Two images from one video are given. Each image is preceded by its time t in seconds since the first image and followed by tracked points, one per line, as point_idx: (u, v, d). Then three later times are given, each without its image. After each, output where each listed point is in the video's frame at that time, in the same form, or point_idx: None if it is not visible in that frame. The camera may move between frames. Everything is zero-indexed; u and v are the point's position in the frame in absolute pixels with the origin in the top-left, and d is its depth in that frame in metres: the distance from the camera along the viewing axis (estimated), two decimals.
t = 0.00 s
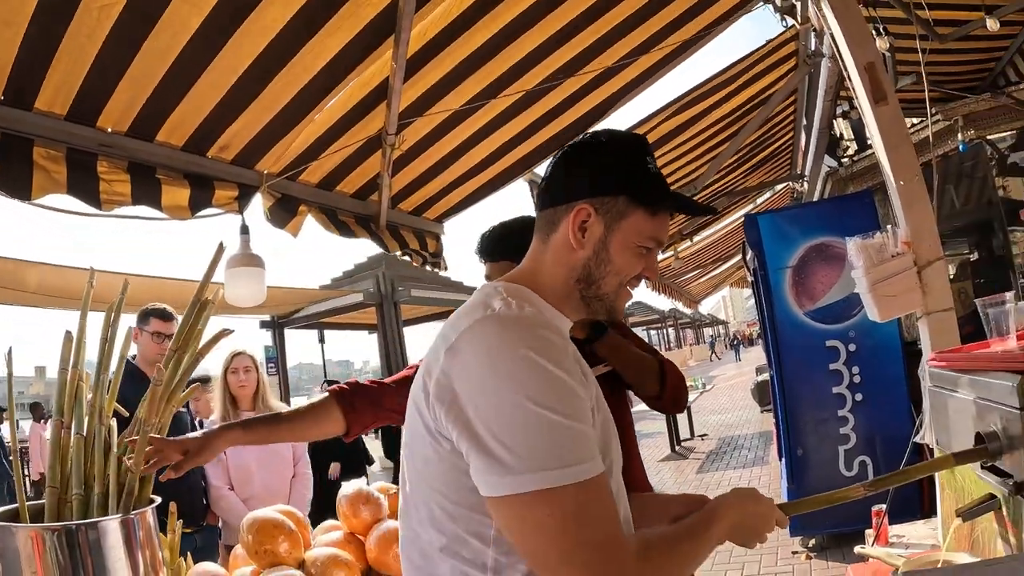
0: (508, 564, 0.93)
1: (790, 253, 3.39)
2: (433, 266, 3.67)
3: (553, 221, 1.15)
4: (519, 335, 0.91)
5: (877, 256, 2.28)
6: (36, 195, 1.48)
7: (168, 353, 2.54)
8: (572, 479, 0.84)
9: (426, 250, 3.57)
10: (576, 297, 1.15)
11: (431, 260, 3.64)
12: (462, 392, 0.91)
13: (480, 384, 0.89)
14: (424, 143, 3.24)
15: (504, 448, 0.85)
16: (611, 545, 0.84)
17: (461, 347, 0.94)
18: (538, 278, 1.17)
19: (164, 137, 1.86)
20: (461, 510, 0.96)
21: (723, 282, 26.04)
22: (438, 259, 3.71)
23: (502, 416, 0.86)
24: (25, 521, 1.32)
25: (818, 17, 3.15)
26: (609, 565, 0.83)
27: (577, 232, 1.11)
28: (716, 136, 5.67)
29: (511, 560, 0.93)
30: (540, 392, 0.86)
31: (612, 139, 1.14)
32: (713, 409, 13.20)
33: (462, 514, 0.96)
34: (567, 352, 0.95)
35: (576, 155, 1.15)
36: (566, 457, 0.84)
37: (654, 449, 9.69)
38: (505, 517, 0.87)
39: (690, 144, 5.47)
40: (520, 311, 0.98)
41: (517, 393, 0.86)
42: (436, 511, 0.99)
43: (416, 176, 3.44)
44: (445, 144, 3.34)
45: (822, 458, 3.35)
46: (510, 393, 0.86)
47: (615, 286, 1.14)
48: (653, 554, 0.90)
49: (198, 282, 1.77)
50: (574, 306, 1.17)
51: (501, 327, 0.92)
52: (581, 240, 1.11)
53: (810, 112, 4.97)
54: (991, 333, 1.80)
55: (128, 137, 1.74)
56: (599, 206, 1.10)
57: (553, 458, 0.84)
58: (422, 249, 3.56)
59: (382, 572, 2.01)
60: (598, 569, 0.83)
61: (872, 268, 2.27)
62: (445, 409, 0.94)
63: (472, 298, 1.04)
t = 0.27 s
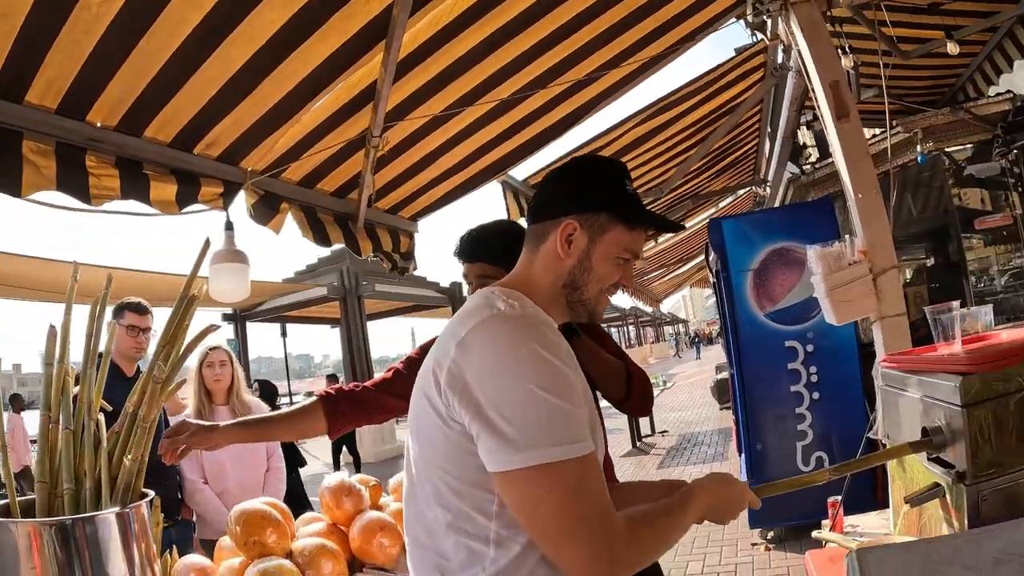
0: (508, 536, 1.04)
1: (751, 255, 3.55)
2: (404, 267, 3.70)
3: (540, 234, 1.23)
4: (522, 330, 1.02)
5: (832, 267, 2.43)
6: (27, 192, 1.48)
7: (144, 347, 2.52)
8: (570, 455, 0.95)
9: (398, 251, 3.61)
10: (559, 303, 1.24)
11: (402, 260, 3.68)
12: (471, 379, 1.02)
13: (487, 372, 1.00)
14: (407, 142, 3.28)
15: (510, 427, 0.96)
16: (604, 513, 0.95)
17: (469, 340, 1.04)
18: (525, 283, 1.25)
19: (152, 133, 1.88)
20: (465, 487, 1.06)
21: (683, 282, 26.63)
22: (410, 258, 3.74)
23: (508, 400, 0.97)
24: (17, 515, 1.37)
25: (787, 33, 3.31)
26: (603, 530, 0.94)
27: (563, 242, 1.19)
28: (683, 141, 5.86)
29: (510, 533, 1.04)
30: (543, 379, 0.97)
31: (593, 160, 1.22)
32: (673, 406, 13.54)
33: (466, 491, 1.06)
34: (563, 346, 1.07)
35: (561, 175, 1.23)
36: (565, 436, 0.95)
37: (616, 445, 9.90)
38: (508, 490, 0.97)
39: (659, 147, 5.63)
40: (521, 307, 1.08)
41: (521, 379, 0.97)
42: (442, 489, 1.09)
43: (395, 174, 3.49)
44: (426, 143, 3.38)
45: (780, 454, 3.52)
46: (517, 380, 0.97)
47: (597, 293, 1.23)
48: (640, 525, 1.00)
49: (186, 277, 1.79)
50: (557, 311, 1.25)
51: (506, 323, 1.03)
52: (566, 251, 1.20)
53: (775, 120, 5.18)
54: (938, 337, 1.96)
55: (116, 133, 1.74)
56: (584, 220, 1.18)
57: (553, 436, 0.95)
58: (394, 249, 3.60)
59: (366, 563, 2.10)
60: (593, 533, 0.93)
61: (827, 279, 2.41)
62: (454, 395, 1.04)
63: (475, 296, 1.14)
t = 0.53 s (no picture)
0: (491, 505, 1.15)
1: (708, 255, 3.75)
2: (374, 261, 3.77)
3: (515, 233, 1.33)
4: (505, 319, 1.13)
5: (783, 268, 2.61)
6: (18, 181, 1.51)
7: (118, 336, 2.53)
8: (550, 431, 1.06)
9: (370, 246, 3.67)
10: (532, 297, 1.35)
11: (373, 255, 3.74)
12: (458, 364, 1.12)
13: (474, 358, 1.10)
14: (386, 140, 3.36)
15: (497, 406, 1.06)
16: (579, 481, 1.07)
17: (456, 328, 1.14)
18: (501, 278, 1.36)
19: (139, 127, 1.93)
20: (452, 461, 1.16)
21: (642, 280, 27.17)
22: (380, 254, 3.79)
23: (494, 382, 1.07)
24: (8, 500, 1.40)
25: (748, 46, 3.50)
26: (579, 496, 1.06)
27: (537, 241, 1.30)
28: (646, 143, 6.05)
29: (494, 502, 1.15)
30: (525, 364, 1.08)
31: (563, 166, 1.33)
32: (630, 401, 13.86)
33: (453, 464, 1.16)
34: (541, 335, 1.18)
35: (535, 178, 1.33)
36: (546, 414, 1.06)
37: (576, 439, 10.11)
38: (494, 462, 1.07)
39: (624, 149, 5.81)
40: (501, 298, 1.19)
41: (506, 363, 1.08)
42: (430, 463, 1.18)
43: (370, 171, 3.55)
44: (402, 141, 3.46)
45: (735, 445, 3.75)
46: (502, 364, 1.08)
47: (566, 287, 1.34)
48: (611, 492, 1.13)
49: (173, 265, 1.84)
50: (530, 304, 1.37)
51: (490, 313, 1.14)
52: (539, 249, 1.31)
53: (735, 126, 5.41)
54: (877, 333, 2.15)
55: (104, 126, 1.79)
56: (555, 222, 1.29)
57: (535, 414, 1.06)
58: (366, 244, 3.66)
59: (345, 544, 2.19)
60: (570, 498, 1.05)
61: (779, 279, 2.59)
62: (443, 377, 1.14)
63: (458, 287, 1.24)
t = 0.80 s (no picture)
0: (466, 485, 1.25)
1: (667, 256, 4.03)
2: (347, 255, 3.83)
3: (487, 234, 1.43)
4: (481, 316, 1.23)
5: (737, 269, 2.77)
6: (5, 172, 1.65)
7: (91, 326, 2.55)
8: (523, 417, 1.17)
9: (341, 240, 3.73)
10: (502, 293, 1.45)
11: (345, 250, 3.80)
12: (437, 356, 1.21)
13: (453, 351, 1.20)
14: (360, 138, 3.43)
15: (475, 396, 1.16)
16: (549, 462, 1.18)
17: (435, 323, 1.23)
18: (473, 275, 1.46)
19: (121, 122, 2.14)
20: (430, 446, 1.26)
21: (604, 279, 27.53)
22: (350, 249, 3.84)
23: (471, 374, 1.17)
24: None
25: (710, 57, 3.66)
26: (549, 476, 1.17)
27: (507, 242, 1.40)
28: (610, 145, 6.23)
29: (468, 483, 1.25)
30: (501, 357, 1.19)
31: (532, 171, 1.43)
32: (591, 397, 14.09)
33: (431, 449, 1.26)
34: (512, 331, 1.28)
35: (506, 182, 1.43)
36: (519, 402, 1.17)
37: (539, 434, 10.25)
38: (472, 445, 1.18)
39: (588, 149, 5.96)
40: (476, 296, 1.29)
41: (482, 357, 1.18)
42: (409, 447, 1.28)
43: (344, 168, 3.61)
44: (376, 139, 3.53)
45: (690, 436, 4.06)
46: (479, 357, 1.18)
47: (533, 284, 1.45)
48: (579, 472, 1.24)
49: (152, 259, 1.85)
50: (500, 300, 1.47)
51: (466, 310, 1.23)
52: (509, 249, 1.41)
53: (697, 130, 5.62)
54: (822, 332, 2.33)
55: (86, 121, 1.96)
56: (524, 224, 1.39)
57: (510, 402, 1.16)
58: (338, 238, 3.71)
59: (317, 530, 2.27)
60: (541, 478, 1.17)
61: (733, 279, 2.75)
62: (423, 368, 1.23)
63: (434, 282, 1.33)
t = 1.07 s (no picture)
0: (426, 472, 1.32)
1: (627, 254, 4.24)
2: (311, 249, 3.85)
3: (447, 231, 1.50)
4: (441, 311, 1.30)
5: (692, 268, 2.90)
6: None
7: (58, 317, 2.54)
8: (481, 407, 1.24)
9: (306, 234, 3.74)
10: (462, 288, 1.52)
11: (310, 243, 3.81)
12: (400, 349, 1.28)
13: (415, 344, 1.26)
14: (327, 134, 3.46)
15: (435, 387, 1.23)
16: (506, 449, 1.26)
17: (397, 317, 1.29)
18: (434, 271, 1.53)
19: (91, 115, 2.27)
20: (392, 435, 1.32)
21: (569, 275, 27.80)
22: (315, 243, 3.85)
23: (432, 365, 1.24)
24: None
25: (672, 61, 3.78)
26: (507, 463, 1.25)
27: (467, 239, 1.47)
28: (574, 143, 6.33)
29: (428, 470, 1.32)
30: (460, 350, 1.26)
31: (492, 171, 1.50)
32: (554, 393, 14.26)
33: (392, 438, 1.32)
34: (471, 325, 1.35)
35: (468, 182, 1.50)
36: (478, 392, 1.24)
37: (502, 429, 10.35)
38: (433, 433, 1.25)
39: (552, 148, 6.05)
40: (436, 292, 1.35)
41: (442, 349, 1.25)
42: (371, 435, 1.34)
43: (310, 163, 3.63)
44: (343, 135, 3.55)
45: (649, 430, 4.28)
46: (439, 350, 1.25)
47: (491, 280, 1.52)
48: (535, 459, 1.32)
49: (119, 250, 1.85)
50: (460, 294, 1.54)
51: (427, 305, 1.30)
52: (469, 246, 1.48)
53: (660, 131, 5.76)
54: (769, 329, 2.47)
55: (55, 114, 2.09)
56: (483, 223, 1.46)
57: (468, 392, 1.24)
58: (302, 232, 3.72)
59: (281, 520, 2.31)
60: (498, 464, 1.24)
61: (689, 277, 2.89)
62: (386, 359, 1.29)
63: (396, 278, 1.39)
